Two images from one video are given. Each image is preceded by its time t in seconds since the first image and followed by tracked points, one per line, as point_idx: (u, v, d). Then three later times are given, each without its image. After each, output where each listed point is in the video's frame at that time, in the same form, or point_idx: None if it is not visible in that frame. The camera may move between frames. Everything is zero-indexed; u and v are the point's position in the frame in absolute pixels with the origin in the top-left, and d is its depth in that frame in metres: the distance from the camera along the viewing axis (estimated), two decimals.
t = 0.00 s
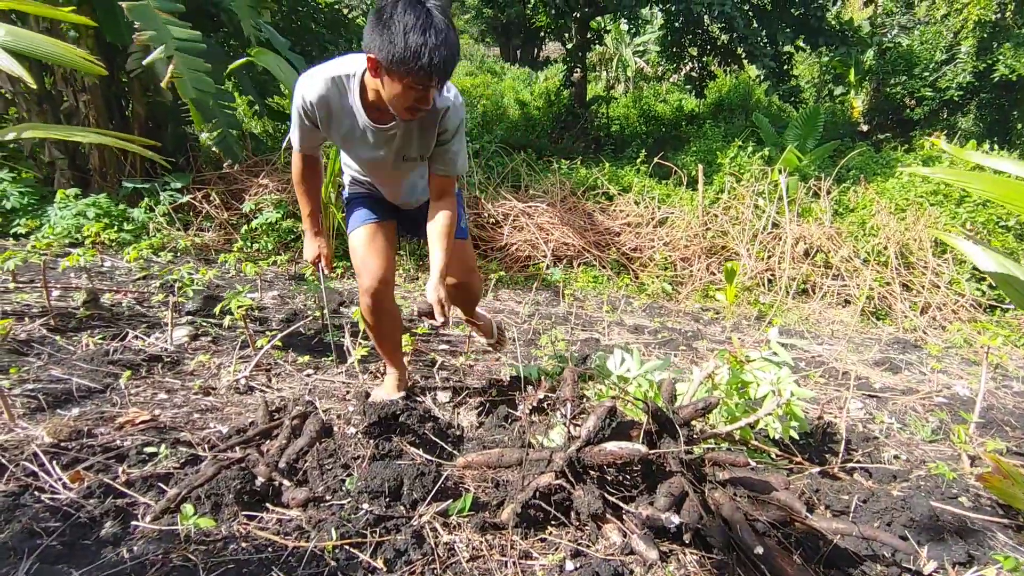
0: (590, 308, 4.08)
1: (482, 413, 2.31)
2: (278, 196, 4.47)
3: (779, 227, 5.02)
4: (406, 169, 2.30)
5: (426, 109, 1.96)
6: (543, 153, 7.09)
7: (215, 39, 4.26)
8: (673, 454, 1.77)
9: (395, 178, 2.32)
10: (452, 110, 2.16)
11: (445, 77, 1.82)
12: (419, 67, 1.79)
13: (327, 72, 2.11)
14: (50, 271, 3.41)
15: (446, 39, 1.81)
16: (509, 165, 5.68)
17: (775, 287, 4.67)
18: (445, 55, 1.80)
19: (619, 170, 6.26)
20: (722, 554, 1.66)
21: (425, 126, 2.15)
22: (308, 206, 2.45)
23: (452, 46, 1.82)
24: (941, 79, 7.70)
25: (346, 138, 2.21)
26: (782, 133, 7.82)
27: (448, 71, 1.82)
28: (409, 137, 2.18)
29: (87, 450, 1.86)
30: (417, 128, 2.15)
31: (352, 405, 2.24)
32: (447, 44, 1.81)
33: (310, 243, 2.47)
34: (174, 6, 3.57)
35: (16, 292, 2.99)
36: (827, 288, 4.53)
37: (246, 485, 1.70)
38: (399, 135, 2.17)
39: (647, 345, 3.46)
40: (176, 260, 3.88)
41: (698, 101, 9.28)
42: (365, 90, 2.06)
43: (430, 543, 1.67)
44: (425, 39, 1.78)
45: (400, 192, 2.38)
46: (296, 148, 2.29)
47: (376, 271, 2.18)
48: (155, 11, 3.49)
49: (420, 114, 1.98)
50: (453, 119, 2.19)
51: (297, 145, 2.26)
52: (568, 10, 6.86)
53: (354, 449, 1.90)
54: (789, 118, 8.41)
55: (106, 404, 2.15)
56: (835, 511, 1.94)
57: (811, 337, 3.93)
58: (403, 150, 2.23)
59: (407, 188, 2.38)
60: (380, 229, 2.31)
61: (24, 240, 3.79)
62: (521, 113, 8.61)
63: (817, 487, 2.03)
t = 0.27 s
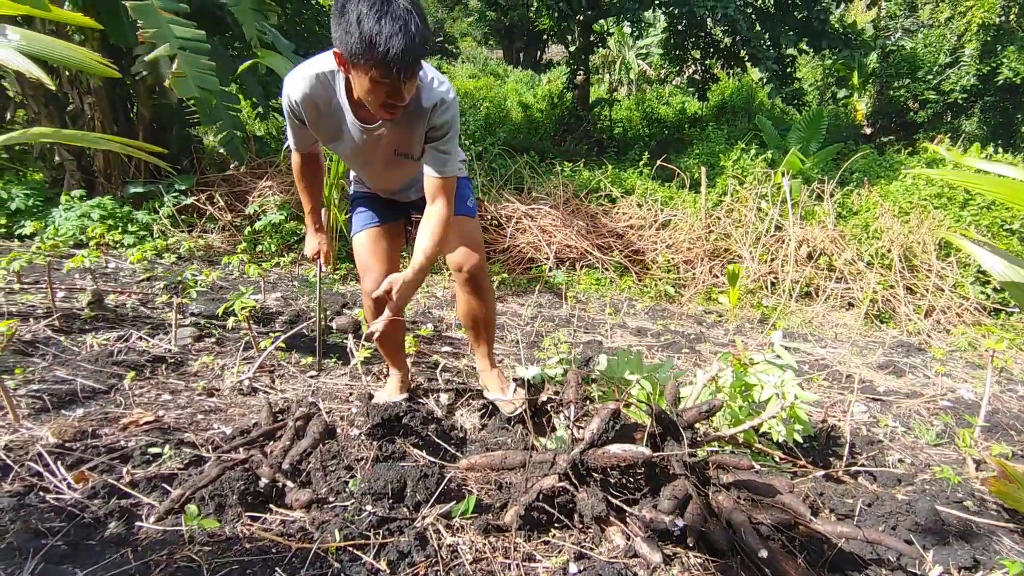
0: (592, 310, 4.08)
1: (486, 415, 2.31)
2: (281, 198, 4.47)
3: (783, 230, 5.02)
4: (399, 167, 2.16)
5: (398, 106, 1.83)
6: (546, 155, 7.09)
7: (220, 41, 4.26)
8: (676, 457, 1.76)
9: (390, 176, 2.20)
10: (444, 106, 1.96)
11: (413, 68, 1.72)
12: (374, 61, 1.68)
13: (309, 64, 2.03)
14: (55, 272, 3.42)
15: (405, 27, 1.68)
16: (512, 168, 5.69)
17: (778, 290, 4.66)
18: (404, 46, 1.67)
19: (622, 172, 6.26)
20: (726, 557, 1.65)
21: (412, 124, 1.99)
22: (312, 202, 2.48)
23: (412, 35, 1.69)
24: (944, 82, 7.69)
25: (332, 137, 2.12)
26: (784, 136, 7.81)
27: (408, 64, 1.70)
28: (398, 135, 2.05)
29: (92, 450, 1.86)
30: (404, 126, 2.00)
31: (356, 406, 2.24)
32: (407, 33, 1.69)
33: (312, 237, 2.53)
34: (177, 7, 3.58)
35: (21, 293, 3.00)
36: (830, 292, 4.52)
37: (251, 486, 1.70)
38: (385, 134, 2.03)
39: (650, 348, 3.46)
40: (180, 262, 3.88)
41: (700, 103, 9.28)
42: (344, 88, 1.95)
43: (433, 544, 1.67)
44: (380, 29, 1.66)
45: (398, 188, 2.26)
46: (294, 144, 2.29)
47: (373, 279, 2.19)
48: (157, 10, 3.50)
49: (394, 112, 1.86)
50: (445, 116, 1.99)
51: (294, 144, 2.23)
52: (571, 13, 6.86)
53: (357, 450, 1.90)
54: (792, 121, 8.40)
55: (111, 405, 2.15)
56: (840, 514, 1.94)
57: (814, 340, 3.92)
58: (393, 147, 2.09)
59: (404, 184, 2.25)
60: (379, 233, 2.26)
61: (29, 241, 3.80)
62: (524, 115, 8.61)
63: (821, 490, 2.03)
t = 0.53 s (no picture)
0: (598, 314, 4.08)
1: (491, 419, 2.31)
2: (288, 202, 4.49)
3: (789, 235, 5.01)
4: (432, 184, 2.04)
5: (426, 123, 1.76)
6: (551, 160, 7.10)
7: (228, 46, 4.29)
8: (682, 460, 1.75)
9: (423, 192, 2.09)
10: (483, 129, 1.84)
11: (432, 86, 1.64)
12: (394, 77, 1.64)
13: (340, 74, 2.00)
14: (64, 275, 3.44)
15: (425, 44, 1.62)
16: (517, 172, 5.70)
17: (784, 295, 4.65)
18: (426, 65, 1.62)
19: (628, 177, 6.25)
20: (732, 563, 1.65)
21: (447, 141, 1.88)
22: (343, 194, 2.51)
23: (434, 52, 1.62)
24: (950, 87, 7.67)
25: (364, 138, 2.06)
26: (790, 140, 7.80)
27: (430, 82, 1.63)
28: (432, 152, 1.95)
29: (100, 452, 1.87)
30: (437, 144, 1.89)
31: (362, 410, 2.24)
32: (426, 50, 1.62)
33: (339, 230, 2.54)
34: (188, 11, 3.56)
35: (30, 296, 3.02)
36: (836, 296, 4.51)
37: (257, 488, 1.71)
38: (418, 147, 1.93)
39: (655, 353, 3.45)
40: (187, 265, 3.90)
41: (705, 108, 9.28)
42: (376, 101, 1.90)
43: (439, 548, 1.68)
44: (398, 45, 1.61)
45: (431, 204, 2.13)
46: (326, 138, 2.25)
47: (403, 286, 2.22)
48: (168, 15, 3.51)
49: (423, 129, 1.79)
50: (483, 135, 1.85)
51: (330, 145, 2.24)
52: (576, 18, 6.87)
53: (364, 453, 1.90)
54: (797, 125, 8.39)
55: (119, 407, 2.17)
56: (848, 520, 1.94)
57: (820, 345, 3.91)
58: (428, 163, 1.99)
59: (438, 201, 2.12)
60: (410, 245, 2.22)
61: (39, 244, 3.83)
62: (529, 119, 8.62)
63: (828, 496, 2.02)
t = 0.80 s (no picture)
0: (603, 320, 4.07)
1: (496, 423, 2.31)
2: (294, 206, 4.51)
3: (794, 241, 4.99)
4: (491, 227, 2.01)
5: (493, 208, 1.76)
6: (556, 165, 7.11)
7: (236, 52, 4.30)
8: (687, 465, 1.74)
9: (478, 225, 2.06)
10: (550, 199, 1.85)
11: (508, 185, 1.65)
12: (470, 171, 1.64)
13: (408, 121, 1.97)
14: (72, 278, 3.46)
15: (505, 144, 1.62)
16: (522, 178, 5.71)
17: (790, 301, 4.63)
18: (506, 166, 1.61)
19: (633, 182, 6.25)
20: (737, 569, 1.66)
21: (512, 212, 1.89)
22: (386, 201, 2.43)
23: (514, 153, 1.62)
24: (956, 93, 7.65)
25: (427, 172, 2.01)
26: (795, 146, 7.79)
27: (507, 181, 1.63)
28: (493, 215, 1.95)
29: (105, 455, 1.88)
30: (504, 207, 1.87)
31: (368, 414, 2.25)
32: (507, 152, 1.62)
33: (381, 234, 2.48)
34: (197, 19, 3.57)
35: (38, 299, 3.04)
36: (842, 303, 4.49)
37: (261, 492, 1.71)
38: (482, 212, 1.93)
39: (660, 358, 3.44)
40: (193, 269, 3.92)
41: (710, 114, 9.28)
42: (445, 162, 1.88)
43: (443, 552, 1.67)
44: (480, 145, 1.61)
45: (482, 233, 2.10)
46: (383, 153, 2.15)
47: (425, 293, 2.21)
48: (178, 23, 3.52)
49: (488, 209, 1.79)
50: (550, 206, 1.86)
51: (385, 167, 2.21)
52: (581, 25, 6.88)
53: (367, 458, 1.91)
54: (802, 131, 8.37)
55: (124, 410, 2.17)
56: (855, 529, 1.93)
57: (825, 351, 3.89)
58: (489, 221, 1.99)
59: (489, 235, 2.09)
60: (442, 254, 2.18)
61: (47, 248, 3.85)
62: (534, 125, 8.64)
63: (835, 504, 2.02)
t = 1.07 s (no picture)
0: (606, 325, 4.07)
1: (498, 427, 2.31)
2: (300, 210, 4.52)
3: (799, 247, 4.98)
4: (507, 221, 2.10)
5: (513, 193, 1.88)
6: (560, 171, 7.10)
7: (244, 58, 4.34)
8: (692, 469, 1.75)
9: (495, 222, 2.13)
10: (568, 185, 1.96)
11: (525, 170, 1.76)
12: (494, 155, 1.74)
13: (424, 111, 2.01)
14: (79, 280, 3.48)
15: (527, 128, 1.73)
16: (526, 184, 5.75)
17: (794, 308, 4.62)
18: (528, 150, 1.73)
19: (637, 188, 6.25)
20: None
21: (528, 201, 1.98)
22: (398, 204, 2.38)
23: (535, 137, 1.74)
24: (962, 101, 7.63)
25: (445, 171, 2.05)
26: (800, 153, 7.77)
27: (529, 163, 1.75)
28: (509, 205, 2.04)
29: (110, 457, 1.88)
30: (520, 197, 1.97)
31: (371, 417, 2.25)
32: (528, 136, 1.74)
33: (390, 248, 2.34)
34: (205, 24, 3.57)
35: (44, 301, 3.05)
36: (847, 309, 4.48)
37: (264, 495, 1.72)
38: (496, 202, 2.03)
39: (664, 365, 3.43)
40: (198, 273, 3.93)
41: (715, 120, 9.27)
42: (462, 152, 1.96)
43: (445, 557, 1.67)
44: (504, 129, 1.72)
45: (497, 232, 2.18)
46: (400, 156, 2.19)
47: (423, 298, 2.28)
48: (187, 29, 3.54)
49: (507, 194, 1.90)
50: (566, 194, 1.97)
51: (401, 168, 2.23)
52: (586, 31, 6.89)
53: (370, 462, 1.91)
54: (807, 138, 8.36)
55: (129, 412, 2.18)
56: (860, 537, 1.93)
57: (830, 358, 3.88)
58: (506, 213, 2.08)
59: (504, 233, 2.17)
60: (441, 262, 2.28)
61: (54, 251, 3.88)
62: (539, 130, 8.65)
63: (839, 513, 2.01)
